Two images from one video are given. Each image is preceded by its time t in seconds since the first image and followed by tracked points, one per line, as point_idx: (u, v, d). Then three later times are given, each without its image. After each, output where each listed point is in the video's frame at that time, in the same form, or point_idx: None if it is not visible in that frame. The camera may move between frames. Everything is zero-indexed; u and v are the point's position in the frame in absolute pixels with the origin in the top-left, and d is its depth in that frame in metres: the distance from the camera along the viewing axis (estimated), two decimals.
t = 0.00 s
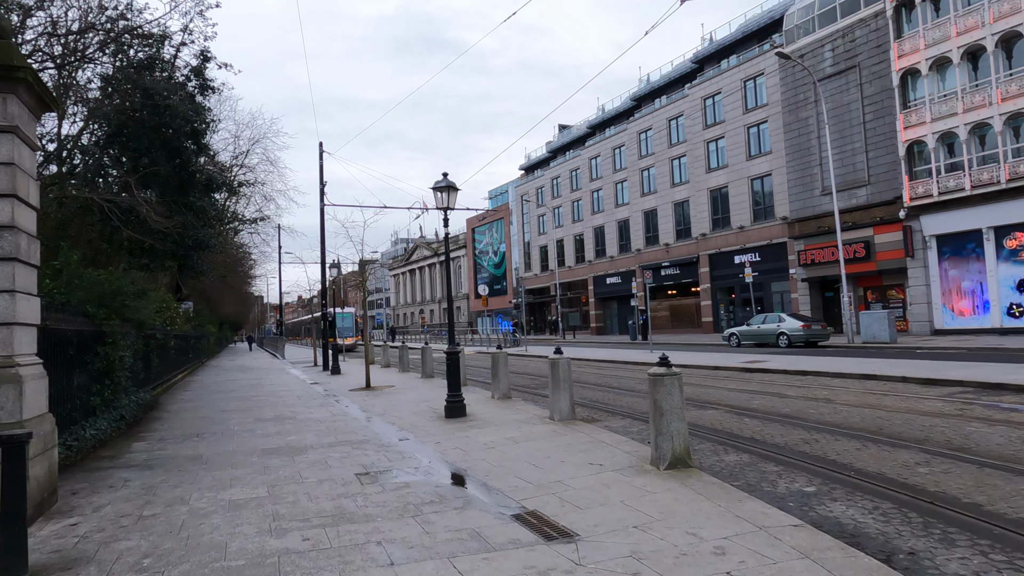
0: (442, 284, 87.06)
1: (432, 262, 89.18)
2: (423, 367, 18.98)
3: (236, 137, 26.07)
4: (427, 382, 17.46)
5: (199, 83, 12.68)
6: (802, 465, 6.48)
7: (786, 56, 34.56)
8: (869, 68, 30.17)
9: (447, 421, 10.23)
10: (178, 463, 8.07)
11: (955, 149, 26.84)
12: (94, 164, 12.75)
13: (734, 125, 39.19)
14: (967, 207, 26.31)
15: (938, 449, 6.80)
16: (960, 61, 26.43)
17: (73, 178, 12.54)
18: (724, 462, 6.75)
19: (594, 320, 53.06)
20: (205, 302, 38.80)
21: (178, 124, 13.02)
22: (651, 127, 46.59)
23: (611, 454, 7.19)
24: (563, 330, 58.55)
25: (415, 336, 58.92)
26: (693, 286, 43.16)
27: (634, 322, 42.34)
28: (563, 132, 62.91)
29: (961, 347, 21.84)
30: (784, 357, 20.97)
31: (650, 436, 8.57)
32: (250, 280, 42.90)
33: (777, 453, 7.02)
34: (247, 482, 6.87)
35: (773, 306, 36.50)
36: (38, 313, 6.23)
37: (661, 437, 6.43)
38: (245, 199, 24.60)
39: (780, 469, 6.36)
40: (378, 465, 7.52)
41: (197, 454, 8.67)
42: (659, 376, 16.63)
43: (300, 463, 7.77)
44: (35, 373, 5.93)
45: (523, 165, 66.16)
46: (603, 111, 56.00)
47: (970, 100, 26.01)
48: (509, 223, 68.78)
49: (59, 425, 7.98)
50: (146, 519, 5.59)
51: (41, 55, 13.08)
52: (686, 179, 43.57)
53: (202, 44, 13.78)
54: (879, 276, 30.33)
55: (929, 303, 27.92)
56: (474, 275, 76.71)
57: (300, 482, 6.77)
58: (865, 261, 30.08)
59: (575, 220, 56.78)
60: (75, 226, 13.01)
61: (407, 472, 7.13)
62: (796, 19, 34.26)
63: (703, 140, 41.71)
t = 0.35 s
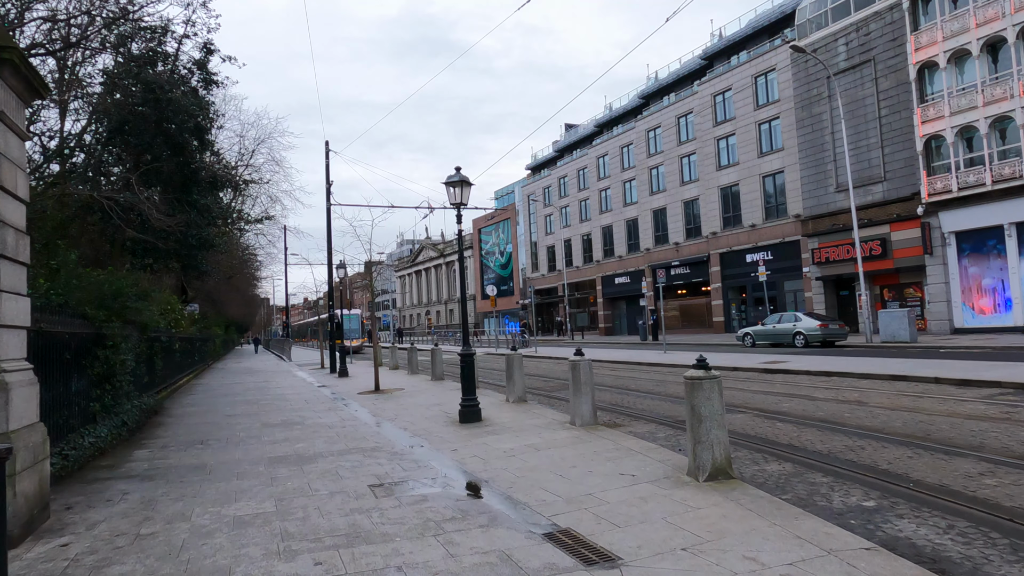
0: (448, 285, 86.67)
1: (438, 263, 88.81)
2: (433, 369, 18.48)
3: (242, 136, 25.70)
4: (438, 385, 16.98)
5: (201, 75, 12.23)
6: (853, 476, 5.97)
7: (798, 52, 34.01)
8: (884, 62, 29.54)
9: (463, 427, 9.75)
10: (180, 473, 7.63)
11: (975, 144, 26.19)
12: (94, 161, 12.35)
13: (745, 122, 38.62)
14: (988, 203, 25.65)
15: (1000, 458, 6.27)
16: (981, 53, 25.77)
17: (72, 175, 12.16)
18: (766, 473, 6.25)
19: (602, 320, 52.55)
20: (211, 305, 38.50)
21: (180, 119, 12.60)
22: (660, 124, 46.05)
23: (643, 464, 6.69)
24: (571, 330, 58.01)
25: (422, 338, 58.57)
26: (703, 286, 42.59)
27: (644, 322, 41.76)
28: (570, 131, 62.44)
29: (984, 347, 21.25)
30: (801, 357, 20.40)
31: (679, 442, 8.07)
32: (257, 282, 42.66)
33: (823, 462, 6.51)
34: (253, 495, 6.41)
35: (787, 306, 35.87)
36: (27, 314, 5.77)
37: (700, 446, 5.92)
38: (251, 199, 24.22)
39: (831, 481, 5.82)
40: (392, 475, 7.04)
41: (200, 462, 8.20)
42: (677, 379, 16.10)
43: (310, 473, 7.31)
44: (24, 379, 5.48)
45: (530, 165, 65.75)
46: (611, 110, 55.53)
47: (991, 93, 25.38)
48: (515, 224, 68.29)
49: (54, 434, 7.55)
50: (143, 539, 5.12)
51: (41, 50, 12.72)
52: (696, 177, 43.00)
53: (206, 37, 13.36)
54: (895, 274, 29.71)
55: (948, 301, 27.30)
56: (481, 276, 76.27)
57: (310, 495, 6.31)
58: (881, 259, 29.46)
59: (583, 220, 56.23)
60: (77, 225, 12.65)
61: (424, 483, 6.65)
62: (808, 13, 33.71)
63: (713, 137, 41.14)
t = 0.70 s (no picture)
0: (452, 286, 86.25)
1: (442, 264, 88.35)
2: (439, 369, 18.01)
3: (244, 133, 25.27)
4: (445, 386, 16.53)
5: (203, 65, 11.82)
6: (906, 485, 5.48)
7: (809, 48, 33.46)
8: (898, 57, 28.99)
9: (474, 431, 9.28)
10: (177, 479, 7.17)
11: (993, 141, 25.65)
12: (90, 153, 11.91)
13: (754, 120, 38.10)
14: (1005, 200, 25.10)
15: None
16: (998, 48, 25.23)
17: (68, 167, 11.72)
18: (808, 481, 5.76)
19: (608, 321, 52.05)
20: (213, 305, 38.14)
21: (180, 111, 12.18)
22: (667, 123, 45.53)
23: (674, 472, 6.20)
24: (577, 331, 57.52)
25: (426, 339, 58.15)
26: (711, 286, 42.08)
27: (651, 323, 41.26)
28: (575, 131, 61.96)
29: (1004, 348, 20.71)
30: (816, 358, 19.87)
31: (707, 447, 7.59)
32: (260, 282, 42.33)
33: (868, 469, 6.03)
34: (253, 504, 5.95)
35: (797, 306, 35.34)
36: (7, 309, 5.31)
37: (739, 452, 5.44)
38: (253, 197, 23.78)
39: (884, 491, 5.32)
40: (402, 483, 6.57)
41: (198, 468, 7.75)
42: (692, 380, 15.61)
43: (316, 480, 6.85)
44: (4, 379, 5.03)
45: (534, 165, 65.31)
46: (616, 109, 55.01)
47: (1009, 89, 24.84)
48: (519, 224, 67.82)
49: (42, 438, 7.09)
50: (133, 555, 4.66)
51: (36, 38, 12.28)
52: (703, 176, 42.49)
53: (207, 27, 12.96)
54: (908, 274, 29.16)
55: (964, 301, 26.76)
56: (484, 277, 75.85)
57: (315, 505, 5.85)
58: (895, 259, 28.92)
59: (588, 220, 55.74)
60: (72, 219, 12.22)
61: (438, 492, 6.18)
62: (818, 9, 33.18)
63: (721, 135, 40.60)
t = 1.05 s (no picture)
0: (455, 286, 85.76)
1: (444, 264, 87.87)
2: (445, 372, 17.51)
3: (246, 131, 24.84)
4: (452, 389, 16.04)
5: (201, 56, 11.40)
6: (969, 503, 4.98)
7: (819, 44, 32.93)
8: (910, 54, 28.46)
9: (487, 439, 8.78)
10: (171, 493, 6.69)
11: (1010, 138, 25.09)
12: (85, 147, 11.50)
13: (762, 118, 37.58)
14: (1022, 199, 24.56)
15: None
16: (1016, 42, 24.67)
17: (61, 163, 11.29)
18: (861, 498, 5.26)
19: (613, 321, 51.53)
20: (215, 305, 37.74)
21: (178, 103, 11.74)
22: (672, 121, 45.02)
23: (710, 488, 5.71)
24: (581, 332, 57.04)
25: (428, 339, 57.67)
26: (718, 286, 41.56)
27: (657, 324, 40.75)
28: (579, 130, 61.48)
29: None
30: (832, 359, 19.35)
31: (739, 457, 7.08)
32: (262, 283, 41.90)
33: (923, 485, 5.51)
34: (254, 523, 5.46)
35: (806, 306, 34.82)
36: None
37: (787, 468, 4.95)
38: (254, 196, 23.31)
39: (948, 511, 4.82)
40: (415, 498, 6.08)
41: (195, 480, 7.27)
42: (708, 384, 15.06)
43: (321, 494, 6.36)
44: None
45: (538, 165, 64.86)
46: (621, 108, 54.54)
47: None
48: (523, 224, 67.34)
49: (27, 449, 6.64)
50: None
51: (30, 30, 11.87)
52: (710, 175, 41.97)
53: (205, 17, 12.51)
54: (921, 274, 28.63)
55: (981, 302, 26.21)
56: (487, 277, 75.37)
57: (321, 524, 5.36)
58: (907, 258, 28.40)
59: (592, 220, 55.25)
60: (66, 217, 11.78)
61: (454, 509, 5.70)
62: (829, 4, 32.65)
63: (728, 133, 40.09)
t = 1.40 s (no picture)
0: (461, 286, 85.37)
1: (449, 264, 87.49)
2: (454, 373, 17.05)
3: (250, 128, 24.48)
4: (461, 391, 15.59)
5: (202, 45, 11.00)
6: None
7: (832, 39, 32.36)
8: (927, 48, 27.88)
9: (502, 446, 8.33)
10: (167, 504, 6.24)
11: None
12: (83, 139, 11.10)
13: (773, 115, 37.04)
14: None
15: None
16: None
17: (57, 155, 10.88)
18: (921, 514, 4.79)
19: (620, 322, 51.01)
20: (220, 305, 37.46)
21: (178, 94, 11.35)
22: (681, 119, 44.49)
23: (751, 501, 5.23)
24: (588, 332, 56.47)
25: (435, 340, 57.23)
26: (727, 286, 41.03)
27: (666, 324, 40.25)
28: (586, 129, 61.05)
29: None
30: (851, 360, 18.82)
31: (775, 465, 6.61)
32: (267, 283, 41.59)
33: (987, 499, 5.03)
34: (255, 539, 5.01)
35: (818, 306, 34.25)
36: None
37: (843, 481, 4.46)
38: (258, 194, 22.92)
39: None
40: (429, 511, 5.62)
41: (194, 489, 6.83)
42: (725, 386, 14.59)
43: (327, 506, 5.91)
44: None
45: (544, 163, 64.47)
46: (628, 106, 54.07)
47: None
48: (529, 224, 66.91)
49: (13, 457, 6.21)
50: None
51: (26, 19, 11.49)
52: (719, 172, 41.45)
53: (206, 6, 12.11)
54: (938, 273, 28.06)
55: (1000, 302, 25.61)
56: (493, 277, 74.94)
57: (327, 540, 4.91)
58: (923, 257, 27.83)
59: (599, 219, 54.73)
60: (65, 213, 11.39)
61: (473, 524, 5.23)
62: None
63: (738, 131, 39.54)
